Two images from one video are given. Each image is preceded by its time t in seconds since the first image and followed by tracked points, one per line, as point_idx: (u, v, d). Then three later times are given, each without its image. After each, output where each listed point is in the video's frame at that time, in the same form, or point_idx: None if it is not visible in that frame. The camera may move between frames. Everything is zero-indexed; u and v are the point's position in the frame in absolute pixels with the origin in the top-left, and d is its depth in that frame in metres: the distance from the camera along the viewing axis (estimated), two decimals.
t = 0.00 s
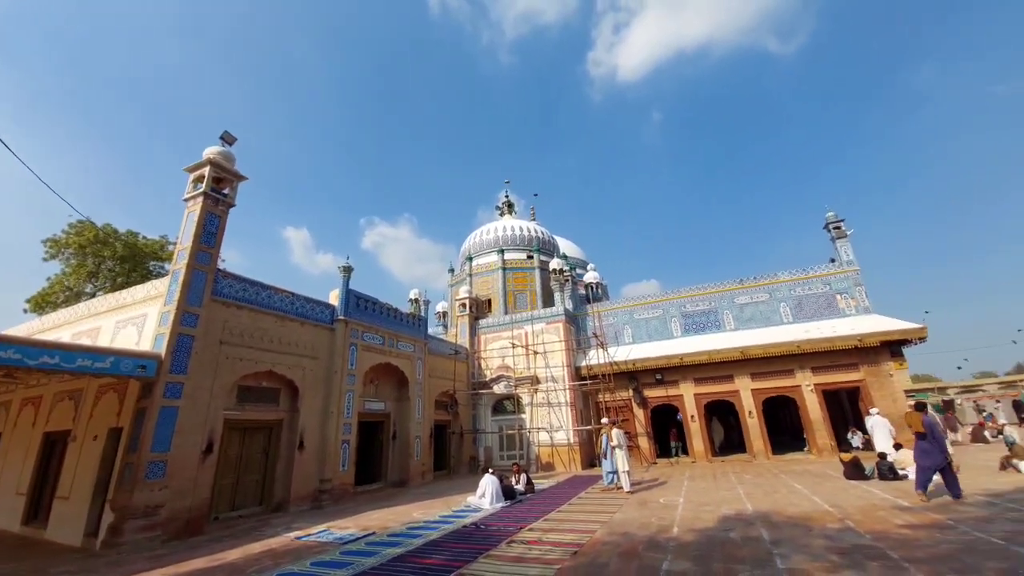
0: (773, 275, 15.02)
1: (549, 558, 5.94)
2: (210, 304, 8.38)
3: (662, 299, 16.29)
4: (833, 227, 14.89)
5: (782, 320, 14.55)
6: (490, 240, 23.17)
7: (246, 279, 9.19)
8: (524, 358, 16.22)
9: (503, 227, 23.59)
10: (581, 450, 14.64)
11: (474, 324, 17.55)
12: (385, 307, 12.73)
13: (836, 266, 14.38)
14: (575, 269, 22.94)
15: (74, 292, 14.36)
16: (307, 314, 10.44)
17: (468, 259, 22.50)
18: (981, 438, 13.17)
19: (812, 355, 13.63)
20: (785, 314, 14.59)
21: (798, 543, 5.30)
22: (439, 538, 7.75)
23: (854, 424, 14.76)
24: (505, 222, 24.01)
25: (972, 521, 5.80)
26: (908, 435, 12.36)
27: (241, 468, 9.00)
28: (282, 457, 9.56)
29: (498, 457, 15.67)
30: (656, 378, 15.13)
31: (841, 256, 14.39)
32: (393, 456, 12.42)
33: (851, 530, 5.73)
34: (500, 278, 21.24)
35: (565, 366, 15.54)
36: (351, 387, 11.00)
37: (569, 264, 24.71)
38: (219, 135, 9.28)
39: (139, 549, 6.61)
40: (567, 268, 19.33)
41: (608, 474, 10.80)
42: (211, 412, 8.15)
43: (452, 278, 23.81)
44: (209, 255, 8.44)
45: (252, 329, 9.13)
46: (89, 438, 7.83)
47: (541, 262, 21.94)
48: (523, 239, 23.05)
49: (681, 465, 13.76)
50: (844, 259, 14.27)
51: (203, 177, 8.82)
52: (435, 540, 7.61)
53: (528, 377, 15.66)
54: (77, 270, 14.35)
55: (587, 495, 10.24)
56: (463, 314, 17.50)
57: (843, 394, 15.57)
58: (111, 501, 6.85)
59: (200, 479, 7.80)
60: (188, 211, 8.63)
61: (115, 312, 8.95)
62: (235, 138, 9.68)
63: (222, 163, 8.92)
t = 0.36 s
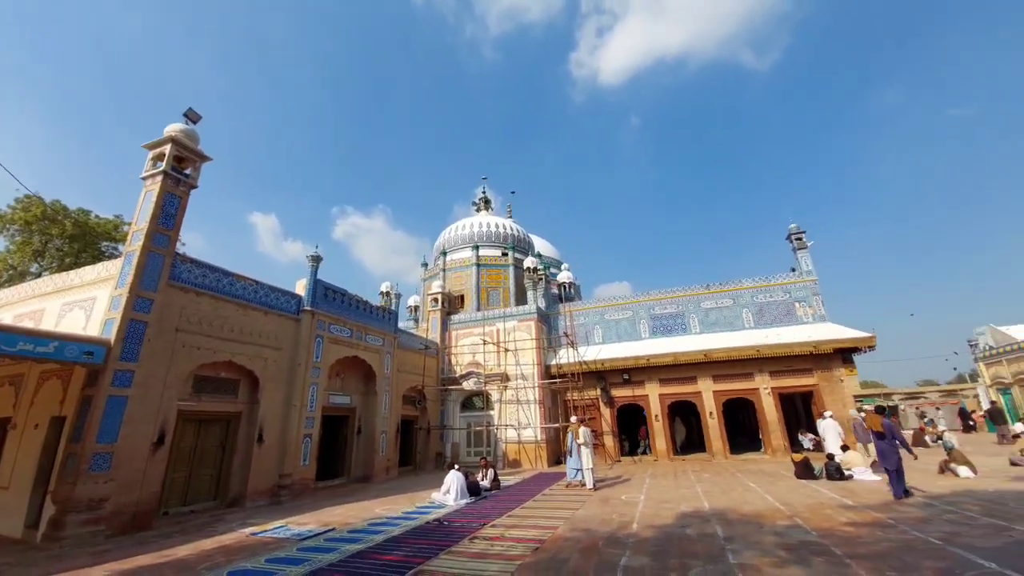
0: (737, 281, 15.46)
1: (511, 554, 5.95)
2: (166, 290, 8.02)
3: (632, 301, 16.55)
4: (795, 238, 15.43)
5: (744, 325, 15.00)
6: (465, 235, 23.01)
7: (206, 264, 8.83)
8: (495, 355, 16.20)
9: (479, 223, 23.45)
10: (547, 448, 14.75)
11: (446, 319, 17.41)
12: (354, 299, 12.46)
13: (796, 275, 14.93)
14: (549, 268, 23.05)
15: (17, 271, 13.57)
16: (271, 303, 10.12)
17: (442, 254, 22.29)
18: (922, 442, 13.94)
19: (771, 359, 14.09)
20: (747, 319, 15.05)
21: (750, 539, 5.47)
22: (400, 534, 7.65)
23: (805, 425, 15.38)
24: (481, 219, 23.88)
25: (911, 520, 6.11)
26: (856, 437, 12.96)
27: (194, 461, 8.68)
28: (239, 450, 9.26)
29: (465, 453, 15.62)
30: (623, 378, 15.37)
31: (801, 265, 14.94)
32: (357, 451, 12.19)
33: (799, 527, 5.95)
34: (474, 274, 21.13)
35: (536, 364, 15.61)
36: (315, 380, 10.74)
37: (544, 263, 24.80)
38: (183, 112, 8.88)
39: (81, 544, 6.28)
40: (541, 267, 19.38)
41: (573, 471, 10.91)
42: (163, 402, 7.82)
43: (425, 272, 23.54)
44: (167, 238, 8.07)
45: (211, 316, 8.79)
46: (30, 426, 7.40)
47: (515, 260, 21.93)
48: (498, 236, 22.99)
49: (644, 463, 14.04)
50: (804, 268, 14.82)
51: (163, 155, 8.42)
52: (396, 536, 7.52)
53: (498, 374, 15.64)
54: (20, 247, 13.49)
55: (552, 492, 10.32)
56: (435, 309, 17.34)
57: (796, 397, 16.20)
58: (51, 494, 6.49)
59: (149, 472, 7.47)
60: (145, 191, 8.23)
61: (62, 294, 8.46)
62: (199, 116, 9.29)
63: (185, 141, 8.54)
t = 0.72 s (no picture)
0: (709, 283, 15.79)
1: (480, 551, 5.94)
2: (126, 278, 7.69)
3: (608, 300, 16.72)
4: (765, 243, 15.85)
5: (715, 326, 15.34)
6: (443, 231, 22.82)
7: (170, 253, 8.51)
8: (471, 352, 16.13)
9: (458, 219, 23.27)
10: (522, 445, 14.79)
11: (422, 315, 17.26)
12: (327, 292, 12.21)
13: (765, 279, 15.33)
14: (527, 266, 23.07)
15: None
16: (240, 295, 9.82)
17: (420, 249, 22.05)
18: (878, 441, 14.54)
19: (740, 360, 14.44)
20: (718, 321, 15.39)
21: (713, 534, 5.59)
22: (369, 531, 7.55)
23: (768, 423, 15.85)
24: (460, 214, 23.73)
25: (864, 516, 6.36)
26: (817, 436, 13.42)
27: (154, 458, 8.38)
28: (202, 447, 8.98)
29: (439, 450, 15.53)
30: (597, 376, 15.52)
31: (771, 269, 15.34)
32: (327, 448, 11.97)
33: (761, 522, 6.12)
34: (452, 270, 20.99)
35: (512, 361, 15.61)
36: (284, 375, 10.49)
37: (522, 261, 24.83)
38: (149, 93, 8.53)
39: (31, 543, 5.98)
40: (519, 265, 19.38)
41: (548, 467, 10.99)
42: (122, 396, 7.51)
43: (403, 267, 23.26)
44: (128, 224, 7.74)
45: (175, 308, 8.48)
46: None
47: (494, 257, 21.87)
48: (477, 232, 22.88)
49: (615, 460, 14.23)
50: (772, 272, 15.23)
51: (126, 137, 8.07)
52: (365, 533, 7.42)
53: (474, 370, 15.58)
54: None
55: (524, 488, 10.36)
56: (411, 304, 17.17)
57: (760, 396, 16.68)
58: None
59: (106, 468, 7.18)
60: (106, 174, 7.87)
61: (13, 281, 8.03)
62: (166, 97, 8.92)
63: (150, 123, 8.20)
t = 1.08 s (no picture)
0: (681, 288, 16.08)
1: (447, 552, 5.87)
2: (81, 269, 7.32)
3: (583, 302, 16.84)
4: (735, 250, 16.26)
5: (685, 330, 15.63)
6: (420, 229, 22.59)
7: (128, 243, 8.13)
8: (445, 352, 16.00)
9: (435, 217, 23.07)
10: (494, 445, 14.75)
11: (396, 314, 17.02)
12: (297, 289, 11.90)
13: (734, 285, 15.73)
14: (504, 267, 23.05)
15: None
16: (203, 289, 9.46)
17: (396, 247, 21.77)
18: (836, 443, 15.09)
19: (708, 363, 14.76)
20: (688, 325, 15.70)
21: (677, 532, 5.67)
22: (334, 534, 7.37)
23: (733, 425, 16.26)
24: (438, 213, 23.52)
25: (820, 514, 6.57)
26: (780, 438, 13.83)
27: (107, 458, 8.01)
28: (159, 446, 8.63)
29: (410, 450, 15.35)
30: (571, 378, 15.61)
31: (740, 275, 15.75)
32: (293, 449, 11.66)
33: (723, 520, 6.25)
34: (428, 269, 20.78)
35: (486, 362, 15.55)
36: (250, 373, 10.18)
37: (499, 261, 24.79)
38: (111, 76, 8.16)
39: None
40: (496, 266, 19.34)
41: (520, 467, 10.99)
42: (73, 392, 7.15)
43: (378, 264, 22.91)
44: (84, 212, 7.37)
45: (133, 301, 8.12)
46: None
47: (471, 257, 21.77)
48: (455, 231, 22.73)
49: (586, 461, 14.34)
50: (740, 279, 15.63)
51: (85, 120, 7.69)
52: (330, 536, 7.24)
53: (448, 371, 15.45)
54: None
55: (495, 489, 10.32)
56: (385, 302, 16.93)
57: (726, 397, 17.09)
58: None
59: (56, 468, 6.81)
60: (62, 158, 7.48)
61: None
62: (130, 80, 8.54)
63: (111, 107, 7.84)
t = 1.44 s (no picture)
0: (648, 292, 16.36)
1: (408, 556, 5.73)
2: (18, 257, 6.81)
3: (554, 304, 16.90)
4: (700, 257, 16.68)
5: (651, 334, 15.91)
6: (391, 226, 22.20)
7: (72, 231, 7.61)
8: (413, 352, 15.75)
9: (407, 215, 22.71)
10: (461, 447, 14.60)
11: (364, 312, 16.65)
12: (258, 284, 11.45)
13: (698, 291, 16.13)
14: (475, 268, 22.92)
15: None
16: (155, 283, 8.95)
17: (366, 244, 21.32)
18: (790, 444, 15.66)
19: (673, 367, 15.06)
20: (654, 328, 15.98)
21: (638, 532, 5.72)
22: (290, 539, 7.10)
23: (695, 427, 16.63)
24: (409, 211, 23.17)
25: (772, 512, 6.78)
26: (738, 440, 14.25)
27: (42, 460, 7.46)
28: (102, 449, 8.12)
29: (374, 453, 15.03)
30: (540, 379, 15.62)
31: (703, 282, 16.15)
32: (250, 452, 11.20)
33: (681, 519, 6.35)
34: (398, 267, 20.42)
35: (455, 362, 15.38)
36: (204, 372, 9.71)
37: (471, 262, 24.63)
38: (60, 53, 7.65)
39: None
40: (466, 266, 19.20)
41: (485, 468, 10.92)
42: (7, 389, 6.64)
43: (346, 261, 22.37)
44: (26, 197, 6.86)
45: (77, 293, 7.62)
46: None
47: (442, 256, 21.54)
48: (427, 230, 22.45)
49: (552, 462, 14.38)
50: (704, 285, 16.04)
51: (30, 99, 7.16)
52: (286, 541, 6.96)
53: (415, 371, 15.20)
54: None
55: (460, 491, 10.20)
56: (352, 300, 16.53)
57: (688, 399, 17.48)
58: None
59: None
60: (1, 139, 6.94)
61: None
62: (80, 59, 8.01)
63: (59, 86, 7.34)
